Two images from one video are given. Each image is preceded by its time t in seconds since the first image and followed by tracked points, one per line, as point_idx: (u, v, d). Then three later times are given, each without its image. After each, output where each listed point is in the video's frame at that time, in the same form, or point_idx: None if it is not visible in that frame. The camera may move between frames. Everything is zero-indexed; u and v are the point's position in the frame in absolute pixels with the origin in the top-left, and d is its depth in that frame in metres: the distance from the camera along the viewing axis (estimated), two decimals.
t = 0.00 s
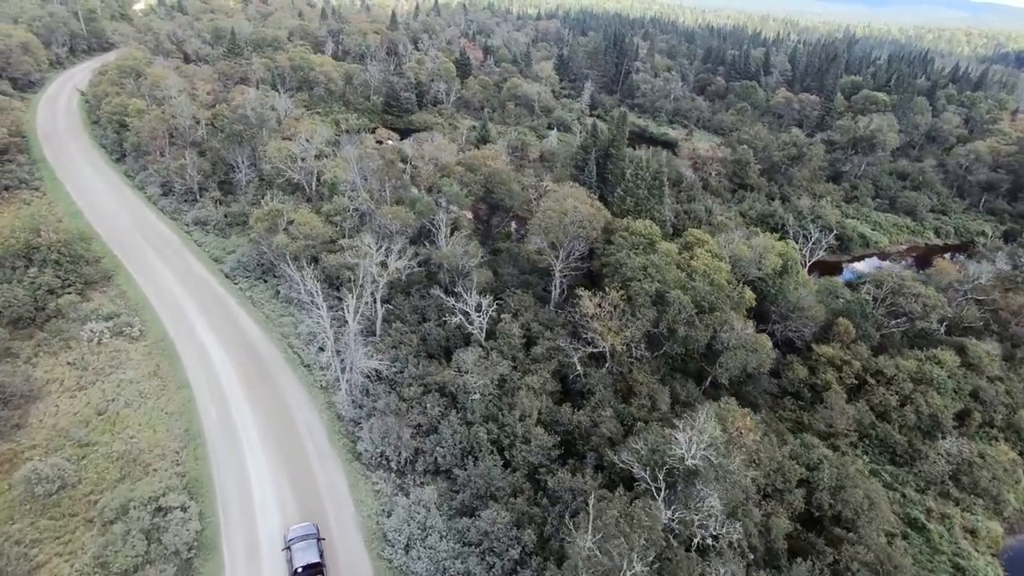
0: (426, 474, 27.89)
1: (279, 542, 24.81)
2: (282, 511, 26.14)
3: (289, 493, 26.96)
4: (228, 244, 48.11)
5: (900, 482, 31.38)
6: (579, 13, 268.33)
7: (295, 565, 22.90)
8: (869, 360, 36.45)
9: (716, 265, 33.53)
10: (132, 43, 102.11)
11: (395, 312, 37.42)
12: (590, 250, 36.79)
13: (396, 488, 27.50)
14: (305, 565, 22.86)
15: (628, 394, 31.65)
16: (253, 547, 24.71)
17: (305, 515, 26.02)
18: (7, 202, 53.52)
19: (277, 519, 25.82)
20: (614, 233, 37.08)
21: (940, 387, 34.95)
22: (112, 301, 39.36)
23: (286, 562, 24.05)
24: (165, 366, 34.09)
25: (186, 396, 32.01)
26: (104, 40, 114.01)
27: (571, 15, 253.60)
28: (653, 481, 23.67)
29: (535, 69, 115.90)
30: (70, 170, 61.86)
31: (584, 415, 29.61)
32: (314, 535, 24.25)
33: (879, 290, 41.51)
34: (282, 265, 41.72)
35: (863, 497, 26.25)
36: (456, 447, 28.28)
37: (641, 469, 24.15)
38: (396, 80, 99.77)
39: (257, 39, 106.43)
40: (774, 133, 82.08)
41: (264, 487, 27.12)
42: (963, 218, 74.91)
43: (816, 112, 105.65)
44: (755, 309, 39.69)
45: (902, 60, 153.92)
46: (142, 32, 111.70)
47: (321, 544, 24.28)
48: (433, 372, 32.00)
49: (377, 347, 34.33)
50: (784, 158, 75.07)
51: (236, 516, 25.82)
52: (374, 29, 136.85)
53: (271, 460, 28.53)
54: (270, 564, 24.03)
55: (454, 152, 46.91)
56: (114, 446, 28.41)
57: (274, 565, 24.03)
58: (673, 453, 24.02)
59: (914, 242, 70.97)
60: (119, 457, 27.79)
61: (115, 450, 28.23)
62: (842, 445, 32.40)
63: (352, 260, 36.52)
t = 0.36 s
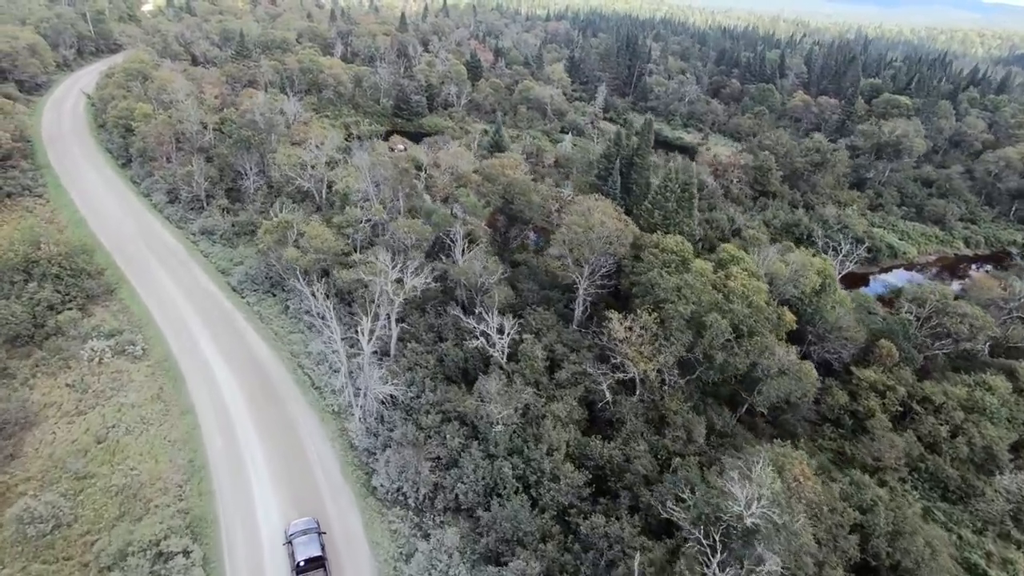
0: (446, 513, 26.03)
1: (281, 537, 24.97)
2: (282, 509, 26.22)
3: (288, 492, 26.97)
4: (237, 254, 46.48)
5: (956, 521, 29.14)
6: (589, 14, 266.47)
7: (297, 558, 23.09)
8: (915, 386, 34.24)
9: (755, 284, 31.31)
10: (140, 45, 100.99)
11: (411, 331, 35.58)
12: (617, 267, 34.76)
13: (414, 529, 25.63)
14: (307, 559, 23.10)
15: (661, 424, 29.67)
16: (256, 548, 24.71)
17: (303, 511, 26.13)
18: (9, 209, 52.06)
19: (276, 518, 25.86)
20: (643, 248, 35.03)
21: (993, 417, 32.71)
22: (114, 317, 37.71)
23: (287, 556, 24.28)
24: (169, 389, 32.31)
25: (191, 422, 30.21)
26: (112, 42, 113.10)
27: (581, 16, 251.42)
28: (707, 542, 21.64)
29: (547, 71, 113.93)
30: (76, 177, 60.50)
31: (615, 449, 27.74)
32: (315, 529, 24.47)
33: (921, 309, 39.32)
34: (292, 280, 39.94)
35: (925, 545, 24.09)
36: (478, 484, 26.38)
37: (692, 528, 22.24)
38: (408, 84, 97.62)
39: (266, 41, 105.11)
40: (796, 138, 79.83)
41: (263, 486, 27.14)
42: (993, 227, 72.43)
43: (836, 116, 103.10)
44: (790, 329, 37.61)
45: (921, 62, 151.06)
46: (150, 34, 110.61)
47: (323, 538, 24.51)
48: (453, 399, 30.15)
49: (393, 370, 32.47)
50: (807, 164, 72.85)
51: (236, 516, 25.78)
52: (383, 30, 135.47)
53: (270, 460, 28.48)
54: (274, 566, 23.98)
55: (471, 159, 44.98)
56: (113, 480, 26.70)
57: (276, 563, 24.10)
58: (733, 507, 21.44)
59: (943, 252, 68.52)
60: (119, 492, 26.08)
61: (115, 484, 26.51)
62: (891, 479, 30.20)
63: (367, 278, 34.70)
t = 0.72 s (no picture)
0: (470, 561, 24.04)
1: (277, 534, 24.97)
2: (277, 506, 26.24)
3: (283, 493, 26.84)
4: (242, 267, 44.55)
5: None
6: (594, 14, 264.68)
7: (295, 553, 23.16)
8: (966, 415, 32.01)
9: (798, 307, 28.97)
10: (143, 45, 99.29)
11: (427, 353, 33.52)
12: (647, 285, 32.56)
13: None
14: (305, 553, 23.16)
15: (698, 458, 27.56)
16: (253, 549, 24.49)
17: (299, 507, 26.17)
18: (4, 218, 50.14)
19: (272, 515, 25.79)
20: (675, 266, 32.74)
21: None
22: (113, 337, 35.80)
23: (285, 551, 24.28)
24: (170, 417, 30.33)
25: (193, 455, 28.29)
26: (115, 43, 111.74)
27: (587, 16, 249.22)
28: None
29: (556, 73, 111.81)
30: (75, 183, 58.67)
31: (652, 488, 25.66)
32: (312, 524, 24.57)
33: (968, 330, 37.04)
34: (300, 296, 37.95)
35: None
36: (505, 529, 24.29)
37: None
38: (415, 86, 97.06)
39: (271, 42, 103.37)
40: (816, 142, 77.55)
41: (259, 486, 27.05)
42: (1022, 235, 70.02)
43: (853, 119, 100.64)
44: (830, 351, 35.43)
45: (936, 63, 148.53)
46: (153, 34, 108.93)
47: (320, 534, 24.61)
48: (474, 432, 28.09)
49: (409, 398, 30.45)
50: (829, 170, 70.59)
51: (231, 514, 25.65)
52: (389, 31, 133.65)
53: (266, 463, 28.24)
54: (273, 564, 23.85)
55: (488, 167, 42.87)
56: (109, 523, 24.80)
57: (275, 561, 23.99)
58: None
59: (971, 261, 66.05)
60: (115, 539, 24.20)
61: (111, 529, 24.62)
62: (949, 519, 27.85)
63: (381, 299, 32.65)
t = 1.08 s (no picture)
0: None
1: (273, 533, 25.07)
2: (271, 507, 26.28)
3: (277, 494, 26.80)
4: (244, 281, 42.58)
5: None
6: (596, 14, 263.61)
7: (292, 550, 23.18)
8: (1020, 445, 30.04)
9: (845, 331, 26.93)
10: (141, 47, 97.29)
11: (442, 378, 31.43)
12: (679, 306, 30.49)
13: None
14: (302, 550, 23.17)
15: (740, 497, 25.63)
16: (251, 555, 24.33)
17: (293, 506, 26.24)
18: None
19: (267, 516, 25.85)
20: (707, 285, 30.68)
21: None
22: (109, 358, 33.77)
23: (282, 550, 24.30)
24: (169, 449, 28.40)
25: (193, 494, 26.39)
26: (113, 44, 110.10)
27: (590, 17, 247.36)
28: None
29: (563, 75, 109.79)
30: (70, 191, 56.58)
31: (693, 534, 23.66)
32: (307, 522, 24.69)
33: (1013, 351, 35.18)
34: (307, 315, 36.05)
35: None
36: None
37: None
38: (420, 89, 95.98)
39: (272, 44, 101.61)
40: (833, 147, 75.53)
41: (253, 490, 26.94)
42: None
43: (867, 123, 98.61)
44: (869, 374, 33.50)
45: (947, 63, 146.71)
46: (152, 35, 106.91)
47: (316, 530, 24.71)
48: (497, 469, 26.08)
49: (424, 429, 28.52)
50: (848, 176, 68.73)
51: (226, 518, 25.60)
52: (392, 32, 131.92)
53: (260, 470, 27.97)
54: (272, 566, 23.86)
55: (503, 177, 40.80)
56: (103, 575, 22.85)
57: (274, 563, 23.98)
58: None
59: (995, 270, 64.00)
60: None
61: None
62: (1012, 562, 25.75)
63: (395, 322, 30.64)
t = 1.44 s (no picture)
0: None
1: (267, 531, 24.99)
2: (264, 506, 26.18)
3: (270, 495, 26.70)
4: (249, 299, 40.49)
5: None
6: (598, 15, 262.08)
7: (286, 547, 23.20)
8: None
9: (905, 363, 24.91)
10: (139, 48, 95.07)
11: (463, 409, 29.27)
12: (720, 331, 28.27)
13: None
14: (296, 547, 23.16)
15: (793, 545, 23.62)
16: (248, 556, 24.11)
17: (287, 505, 26.20)
18: None
19: (259, 515, 25.76)
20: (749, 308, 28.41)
21: None
22: (104, 386, 31.55)
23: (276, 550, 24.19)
24: (170, 488, 26.33)
25: (196, 542, 24.35)
26: (110, 45, 108.11)
27: (593, 18, 245.25)
28: None
29: (570, 76, 107.75)
30: (65, 200, 54.32)
31: None
32: (299, 519, 24.63)
33: None
34: (316, 339, 34.10)
35: None
36: None
37: None
38: (425, 91, 93.99)
39: (273, 46, 99.59)
40: (852, 151, 73.54)
41: (246, 492, 26.72)
42: None
43: (881, 126, 96.59)
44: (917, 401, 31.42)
45: (957, 64, 144.93)
46: (150, 37, 104.66)
47: (309, 527, 24.70)
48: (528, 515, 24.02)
49: (446, 467, 26.47)
50: (869, 182, 66.69)
51: (219, 520, 25.37)
52: (394, 33, 129.94)
53: (254, 475, 27.62)
54: (267, 566, 23.68)
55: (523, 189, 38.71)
56: None
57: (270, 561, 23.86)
58: None
59: None
60: None
61: None
62: None
63: (415, 350, 28.52)
